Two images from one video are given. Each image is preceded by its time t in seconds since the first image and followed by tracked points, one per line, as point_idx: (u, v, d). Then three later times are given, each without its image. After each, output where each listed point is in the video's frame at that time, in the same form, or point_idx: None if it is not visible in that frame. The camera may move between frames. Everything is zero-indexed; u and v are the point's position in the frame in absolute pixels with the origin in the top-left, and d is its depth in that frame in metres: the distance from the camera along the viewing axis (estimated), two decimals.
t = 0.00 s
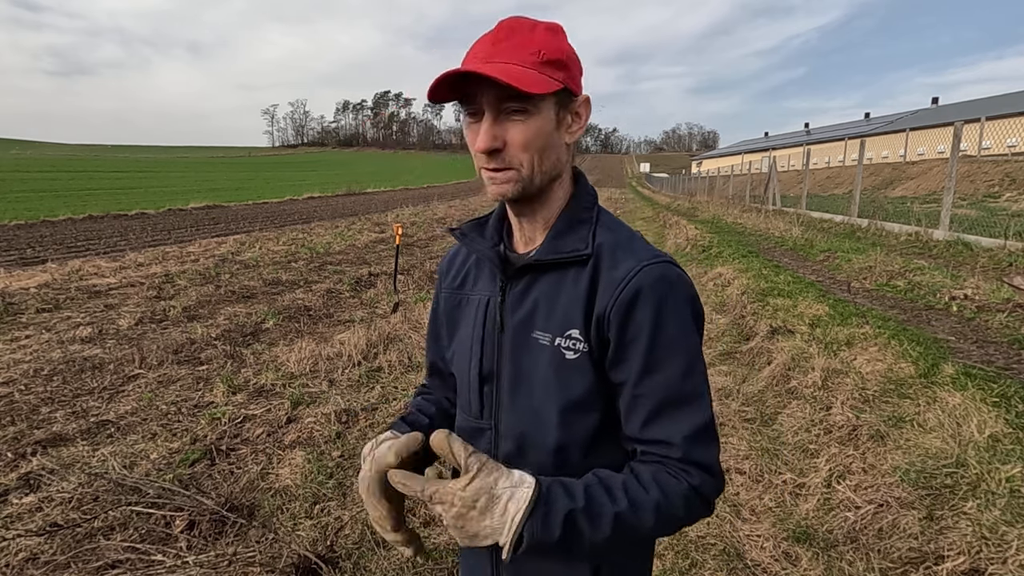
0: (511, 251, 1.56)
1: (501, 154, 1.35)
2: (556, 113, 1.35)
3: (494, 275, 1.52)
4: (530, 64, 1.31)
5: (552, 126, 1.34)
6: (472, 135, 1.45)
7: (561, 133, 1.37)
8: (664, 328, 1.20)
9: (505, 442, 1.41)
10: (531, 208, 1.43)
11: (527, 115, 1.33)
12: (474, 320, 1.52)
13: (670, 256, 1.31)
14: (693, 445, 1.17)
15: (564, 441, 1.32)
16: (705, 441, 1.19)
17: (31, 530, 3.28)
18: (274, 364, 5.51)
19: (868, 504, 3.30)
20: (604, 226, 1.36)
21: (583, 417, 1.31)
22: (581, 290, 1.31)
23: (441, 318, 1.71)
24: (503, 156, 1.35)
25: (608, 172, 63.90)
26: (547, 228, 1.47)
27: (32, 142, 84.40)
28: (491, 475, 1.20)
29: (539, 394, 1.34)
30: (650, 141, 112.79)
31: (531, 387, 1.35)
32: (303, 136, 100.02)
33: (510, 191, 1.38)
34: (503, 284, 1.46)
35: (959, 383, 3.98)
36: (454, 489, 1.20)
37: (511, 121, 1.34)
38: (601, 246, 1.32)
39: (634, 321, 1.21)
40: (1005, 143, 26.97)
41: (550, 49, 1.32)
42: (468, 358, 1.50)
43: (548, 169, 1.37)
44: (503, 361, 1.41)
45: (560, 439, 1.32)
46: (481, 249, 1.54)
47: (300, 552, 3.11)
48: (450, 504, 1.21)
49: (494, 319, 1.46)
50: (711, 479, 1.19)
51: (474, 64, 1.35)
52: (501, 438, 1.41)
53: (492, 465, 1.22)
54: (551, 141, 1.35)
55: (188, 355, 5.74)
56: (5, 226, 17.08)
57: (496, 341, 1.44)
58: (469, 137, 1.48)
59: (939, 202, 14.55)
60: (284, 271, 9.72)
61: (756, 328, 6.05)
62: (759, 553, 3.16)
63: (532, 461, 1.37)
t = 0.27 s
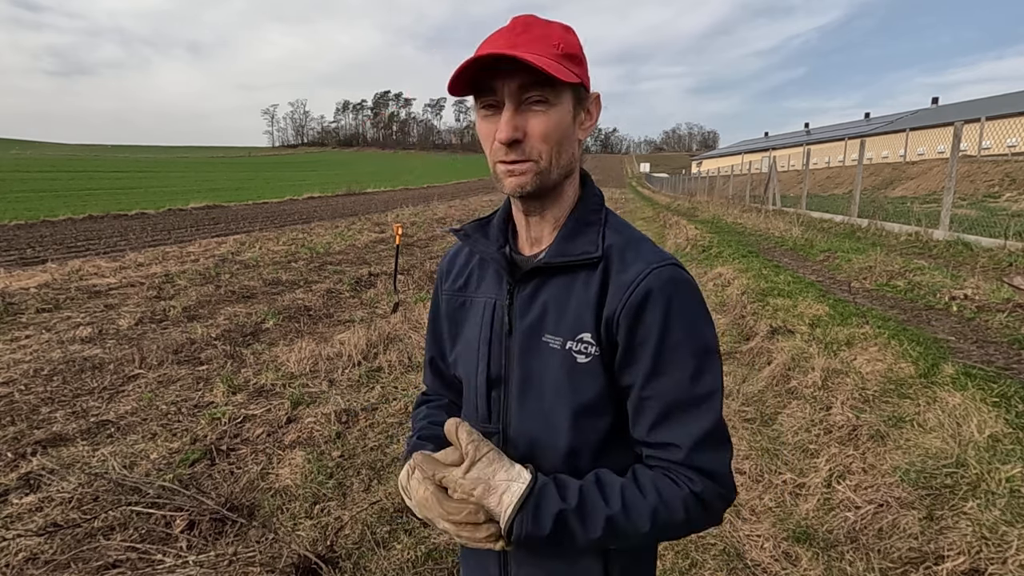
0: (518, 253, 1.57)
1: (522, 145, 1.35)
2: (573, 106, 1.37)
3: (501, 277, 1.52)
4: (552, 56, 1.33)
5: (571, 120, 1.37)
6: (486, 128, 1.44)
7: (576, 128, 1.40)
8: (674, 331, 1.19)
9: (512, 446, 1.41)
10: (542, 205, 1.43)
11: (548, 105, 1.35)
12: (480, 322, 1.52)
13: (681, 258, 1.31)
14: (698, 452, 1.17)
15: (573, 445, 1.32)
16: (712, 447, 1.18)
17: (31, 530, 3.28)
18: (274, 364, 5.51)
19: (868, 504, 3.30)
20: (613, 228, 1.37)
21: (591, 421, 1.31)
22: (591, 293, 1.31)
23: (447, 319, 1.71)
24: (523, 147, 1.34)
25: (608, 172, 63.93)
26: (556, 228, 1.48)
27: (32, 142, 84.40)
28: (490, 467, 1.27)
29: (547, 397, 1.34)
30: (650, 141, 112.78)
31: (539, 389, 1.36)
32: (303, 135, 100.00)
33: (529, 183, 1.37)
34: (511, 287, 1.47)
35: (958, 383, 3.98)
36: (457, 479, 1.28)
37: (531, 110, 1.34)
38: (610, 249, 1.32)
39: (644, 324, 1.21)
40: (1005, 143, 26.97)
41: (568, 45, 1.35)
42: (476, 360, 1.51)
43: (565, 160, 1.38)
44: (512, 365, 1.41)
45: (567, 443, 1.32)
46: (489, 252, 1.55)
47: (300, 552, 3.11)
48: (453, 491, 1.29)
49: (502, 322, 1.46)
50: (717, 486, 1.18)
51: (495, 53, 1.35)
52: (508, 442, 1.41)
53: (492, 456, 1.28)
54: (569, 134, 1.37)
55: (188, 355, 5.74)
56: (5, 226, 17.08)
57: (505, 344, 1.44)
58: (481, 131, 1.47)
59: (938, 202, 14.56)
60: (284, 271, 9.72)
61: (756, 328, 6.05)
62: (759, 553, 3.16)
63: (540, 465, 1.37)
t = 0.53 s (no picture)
0: (527, 253, 1.57)
1: (537, 149, 1.35)
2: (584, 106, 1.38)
3: (509, 276, 1.53)
4: (562, 58, 1.33)
5: (582, 121, 1.38)
6: (497, 133, 1.44)
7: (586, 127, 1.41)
8: (680, 330, 1.19)
9: (517, 444, 1.41)
10: (553, 207, 1.44)
11: (560, 106, 1.35)
12: (487, 320, 1.52)
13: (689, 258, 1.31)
14: (703, 452, 1.16)
15: (580, 444, 1.32)
16: (718, 447, 1.18)
17: (31, 530, 3.28)
18: (274, 364, 5.51)
19: (868, 504, 3.30)
20: (622, 228, 1.37)
21: (597, 420, 1.31)
22: (598, 292, 1.32)
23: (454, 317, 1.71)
24: (538, 150, 1.35)
25: (608, 172, 63.93)
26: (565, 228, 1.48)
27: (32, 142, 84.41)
28: (499, 470, 1.28)
29: (554, 395, 1.35)
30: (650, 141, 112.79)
31: (546, 388, 1.36)
32: (303, 136, 100.04)
33: (546, 185, 1.37)
34: (519, 286, 1.47)
35: (959, 383, 3.98)
36: (465, 483, 1.28)
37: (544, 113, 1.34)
38: (619, 248, 1.32)
39: (651, 324, 1.21)
40: (1005, 143, 26.97)
41: (577, 46, 1.36)
42: (483, 358, 1.51)
43: (578, 160, 1.39)
44: (520, 364, 1.42)
45: (574, 442, 1.32)
46: (497, 250, 1.55)
47: (300, 552, 3.11)
48: (460, 492, 1.28)
49: (511, 321, 1.46)
50: (722, 487, 1.18)
51: (505, 56, 1.34)
52: (514, 439, 1.41)
53: (501, 460, 1.29)
54: (582, 133, 1.38)
55: (188, 355, 5.74)
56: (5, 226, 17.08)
57: (513, 343, 1.44)
58: (492, 136, 1.46)
59: (938, 202, 14.56)
60: (284, 271, 9.72)
61: (756, 328, 6.05)
62: (759, 553, 3.16)
63: (548, 464, 1.36)
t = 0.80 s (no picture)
0: (533, 253, 1.57)
1: (531, 154, 1.35)
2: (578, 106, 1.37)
3: (515, 276, 1.53)
4: (551, 61, 1.33)
5: (577, 122, 1.36)
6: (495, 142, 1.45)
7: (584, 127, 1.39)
8: (683, 332, 1.19)
9: (521, 444, 1.41)
10: (556, 209, 1.44)
11: (552, 109, 1.34)
12: (494, 320, 1.53)
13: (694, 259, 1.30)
14: (705, 454, 1.17)
15: (584, 443, 1.32)
16: (720, 449, 1.18)
17: (31, 530, 3.28)
18: (274, 364, 5.51)
19: (868, 504, 3.30)
20: (627, 228, 1.37)
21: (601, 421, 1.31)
22: (602, 293, 1.32)
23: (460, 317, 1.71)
24: (533, 154, 1.35)
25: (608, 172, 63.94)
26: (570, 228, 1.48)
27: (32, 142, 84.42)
28: (507, 465, 1.26)
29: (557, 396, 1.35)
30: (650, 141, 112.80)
31: (550, 388, 1.36)
32: (303, 136, 100.06)
33: (543, 189, 1.37)
34: (524, 286, 1.47)
35: (959, 383, 3.98)
36: (470, 476, 1.26)
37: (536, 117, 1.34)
38: (623, 249, 1.32)
39: (653, 326, 1.21)
40: (1005, 143, 26.97)
41: (566, 47, 1.35)
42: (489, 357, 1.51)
43: (576, 162, 1.38)
44: (524, 363, 1.42)
45: (577, 442, 1.32)
46: (503, 250, 1.55)
47: (300, 552, 3.11)
48: (465, 482, 1.26)
49: (516, 321, 1.46)
50: (723, 488, 1.18)
51: (494, 66, 1.36)
52: (518, 439, 1.42)
53: (508, 455, 1.28)
54: (578, 135, 1.37)
55: (188, 355, 5.74)
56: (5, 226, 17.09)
57: (517, 343, 1.44)
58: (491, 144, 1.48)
59: (938, 202, 14.56)
60: (284, 271, 9.72)
61: (756, 328, 6.05)
62: (759, 554, 3.16)
63: (552, 464, 1.36)
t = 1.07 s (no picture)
0: (532, 253, 1.57)
1: (513, 155, 1.35)
2: (565, 104, 1.33)
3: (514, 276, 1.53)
4: (532, 61, 1.32)
5: (561, 121, 1.33)
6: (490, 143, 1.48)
7: (574, 126, 1.35)
8: (684, 334, 1.19)
9: (520, 442, 1.41)
10: (550, 208, 1.44)
11: (533, 110, 1.33)
12: (493, 320, 1.53)
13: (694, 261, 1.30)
14: (707, 454, 1.17)
15: (584, 443, 1.32)
16: (721, 449, 1.19)
17: (31, 530, 3.28)
18: (274, 364, 5.51)
19: (868, 504, 3.30)
20: (626, 229, 1.37)
21: (601, 421, 1.31)
22: (601, 294, 1.32)
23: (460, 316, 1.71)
24: (515, 155, 1.35)
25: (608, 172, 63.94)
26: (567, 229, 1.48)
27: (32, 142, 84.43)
28: (511, 465, 1.26)
29: (556, 396, 1.34)
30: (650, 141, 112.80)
31: (549, 388, 1.36)
32: (303, 136, 100.08)
33: (527, 190, 1.37)
34: (523, 286, 1.47)
35: (959, 383, 3.98)
36: (475, 476, 1.26)
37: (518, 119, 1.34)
38: (622, 250, 1.32)
39: (654, 328, 1.21)
40: (1005, 143, 26.96)
41: (552, 46, 1.33)
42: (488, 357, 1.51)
43: (562, 162, 1.35)
44: (522, 363, 1.42)
45: (577, 441, 1.32)
46: (502, 250, 1.55)
47: (300, 552, 3.11)
48: (470, 482, 1.26)
49: (515, 321, 1.46)
50: (725, 487, 1.19)
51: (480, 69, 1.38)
52: (517, 438, 1.41)
53: (512, 454, 1.27)
54: (563, 134, 1.34)
55: (188, 355, 5.74)
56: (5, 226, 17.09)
57: (516, 343, 1.44)
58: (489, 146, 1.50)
59: (938, 202, 14.56)
60: (284, 271, 9.72)
61: (756, 328, 6.05)
62: (759, 554, 3.16)
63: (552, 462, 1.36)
